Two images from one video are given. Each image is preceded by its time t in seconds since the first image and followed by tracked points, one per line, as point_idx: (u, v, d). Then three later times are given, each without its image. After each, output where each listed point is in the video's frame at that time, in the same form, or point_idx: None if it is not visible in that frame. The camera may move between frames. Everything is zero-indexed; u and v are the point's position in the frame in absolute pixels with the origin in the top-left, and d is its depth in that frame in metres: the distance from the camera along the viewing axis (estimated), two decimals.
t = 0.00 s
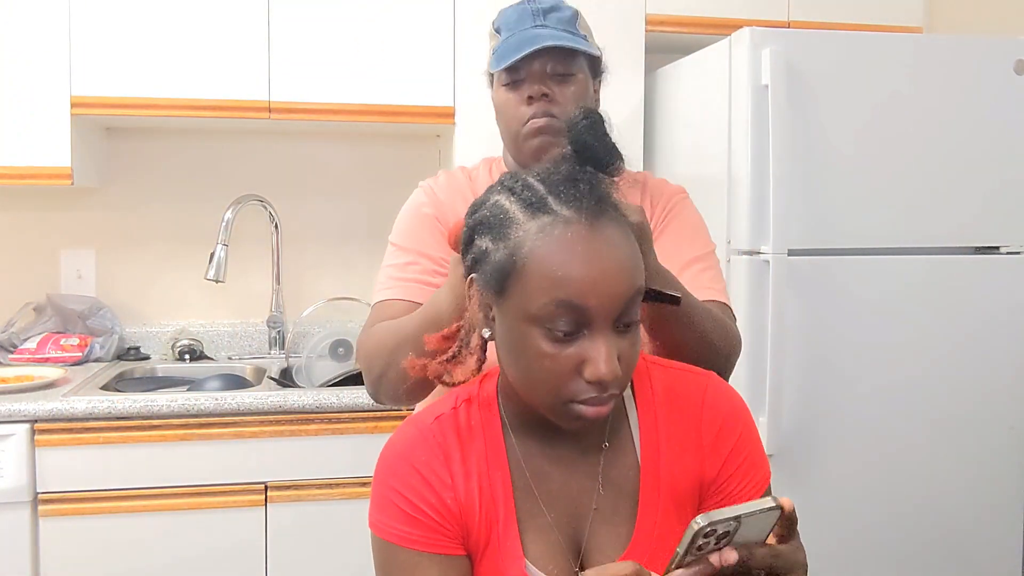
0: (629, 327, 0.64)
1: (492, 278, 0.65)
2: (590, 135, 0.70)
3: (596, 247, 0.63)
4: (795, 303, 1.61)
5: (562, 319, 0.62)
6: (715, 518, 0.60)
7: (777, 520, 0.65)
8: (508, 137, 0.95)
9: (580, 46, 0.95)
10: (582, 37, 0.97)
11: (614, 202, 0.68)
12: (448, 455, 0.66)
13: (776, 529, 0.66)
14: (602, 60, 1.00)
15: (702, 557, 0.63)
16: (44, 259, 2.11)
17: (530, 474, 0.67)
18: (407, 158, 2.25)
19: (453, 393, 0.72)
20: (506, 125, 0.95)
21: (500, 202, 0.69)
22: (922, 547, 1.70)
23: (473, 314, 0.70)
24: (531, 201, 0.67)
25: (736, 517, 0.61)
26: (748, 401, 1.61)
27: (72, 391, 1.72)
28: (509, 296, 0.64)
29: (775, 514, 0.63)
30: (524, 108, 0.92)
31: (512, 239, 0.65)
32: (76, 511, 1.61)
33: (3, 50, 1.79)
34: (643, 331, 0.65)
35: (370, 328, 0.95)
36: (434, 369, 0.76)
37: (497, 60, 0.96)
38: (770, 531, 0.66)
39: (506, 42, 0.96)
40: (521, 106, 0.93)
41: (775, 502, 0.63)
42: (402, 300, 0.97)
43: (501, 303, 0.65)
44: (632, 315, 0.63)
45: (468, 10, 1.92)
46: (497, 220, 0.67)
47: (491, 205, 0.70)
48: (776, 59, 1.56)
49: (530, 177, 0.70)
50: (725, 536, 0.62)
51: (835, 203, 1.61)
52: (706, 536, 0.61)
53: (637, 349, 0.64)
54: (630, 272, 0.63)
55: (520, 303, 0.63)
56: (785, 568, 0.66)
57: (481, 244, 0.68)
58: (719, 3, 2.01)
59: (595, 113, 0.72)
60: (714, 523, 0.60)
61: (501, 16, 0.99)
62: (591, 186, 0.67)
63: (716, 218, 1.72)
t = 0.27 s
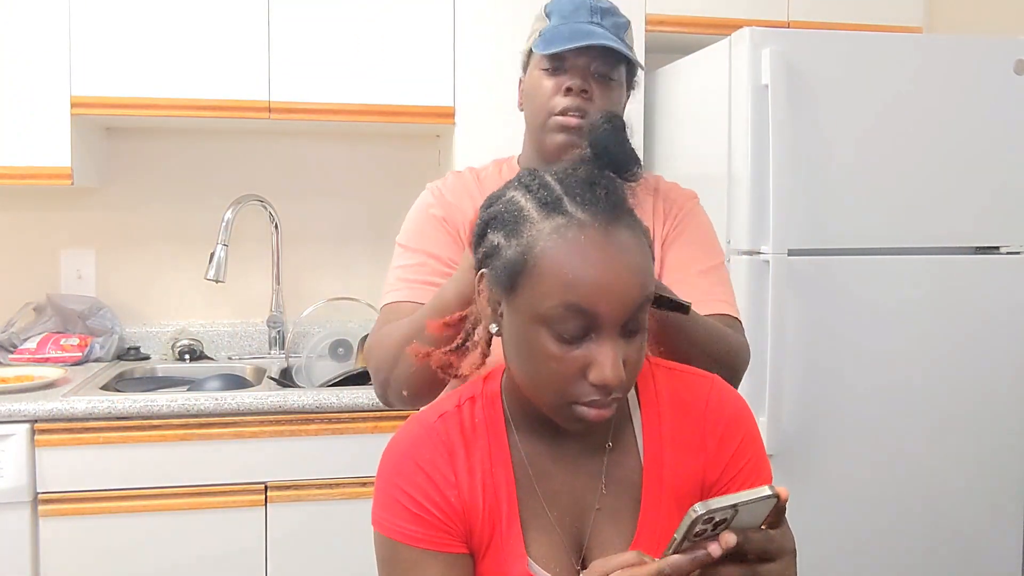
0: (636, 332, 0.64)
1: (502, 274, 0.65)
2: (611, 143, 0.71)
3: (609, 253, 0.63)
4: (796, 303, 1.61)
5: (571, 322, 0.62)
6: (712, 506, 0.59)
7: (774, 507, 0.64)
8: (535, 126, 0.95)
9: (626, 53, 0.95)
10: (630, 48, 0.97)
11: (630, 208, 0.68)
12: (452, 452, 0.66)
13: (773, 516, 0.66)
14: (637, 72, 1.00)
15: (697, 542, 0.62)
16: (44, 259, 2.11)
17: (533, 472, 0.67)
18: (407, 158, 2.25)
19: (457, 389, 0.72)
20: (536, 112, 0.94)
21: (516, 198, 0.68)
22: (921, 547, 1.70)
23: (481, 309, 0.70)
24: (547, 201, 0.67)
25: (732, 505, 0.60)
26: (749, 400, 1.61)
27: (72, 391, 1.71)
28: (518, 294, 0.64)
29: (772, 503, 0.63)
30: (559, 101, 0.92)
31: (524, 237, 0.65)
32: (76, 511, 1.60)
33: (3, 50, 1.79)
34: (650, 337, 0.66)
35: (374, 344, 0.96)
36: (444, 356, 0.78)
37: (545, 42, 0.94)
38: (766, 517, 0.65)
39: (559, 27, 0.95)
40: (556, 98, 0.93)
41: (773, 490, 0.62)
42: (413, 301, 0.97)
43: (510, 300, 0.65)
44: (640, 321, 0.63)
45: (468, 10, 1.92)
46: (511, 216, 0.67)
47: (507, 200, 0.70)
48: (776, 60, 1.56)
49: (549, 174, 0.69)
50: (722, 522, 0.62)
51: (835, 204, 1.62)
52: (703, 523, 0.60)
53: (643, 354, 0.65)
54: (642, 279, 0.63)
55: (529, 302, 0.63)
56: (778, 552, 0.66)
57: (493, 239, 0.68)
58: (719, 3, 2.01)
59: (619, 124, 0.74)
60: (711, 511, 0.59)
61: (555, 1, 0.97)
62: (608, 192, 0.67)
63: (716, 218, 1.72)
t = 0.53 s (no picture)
0: (627, 337, 0.64)
1: (492, 281, 0.65)
2: (598, 145, 0.69)
3: (597, 260, 0.63)
4: (796, 303, 1.61)
5: (560, 329, 0.62)
6: (708, 500, 0.59)
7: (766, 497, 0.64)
8: (490, 139, 0.95)
9: (549, 41, 0.96)
10: (553, 32, 0.97)
11: (618, 213, 0.67)
12: (450, 452, 0.66)
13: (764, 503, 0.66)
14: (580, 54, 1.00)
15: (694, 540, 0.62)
16: (44, 259, 2.11)
17: (530, 472, 0.67)
18: (407, 158, 2.25)
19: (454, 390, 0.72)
20: (485, 126, 0.95)
21: (503, 204, 0.68)
22: (922, 547, 1.70)
23: (475, 312, 0.70)
24: (534, 207, 0.66)
25: (729, 498, 0.60)
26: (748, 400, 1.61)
27: (72, 391, 1.72)
28: (508, 302, 0.64)
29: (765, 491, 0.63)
30: (502, 106, 0.93)
31: (512, 244, 0.65)
32: (76, 511, 1.60)
33: (4, 51, 1.79)
34: (641, 340, 0.66)
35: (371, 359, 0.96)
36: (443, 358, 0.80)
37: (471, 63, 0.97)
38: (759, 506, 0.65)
39: (478, 45, 0.97)
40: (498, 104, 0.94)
41: (764, 480, 0.62)
42: (402, 319, 0.97)
43: (500, 307, 0.65)
44: (630, 326, 0.63)
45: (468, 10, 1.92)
46: (499, 223, 0.67)
47: (495, 206, 0.69)
48: (776, 60, 1.56)
49: (535, 179, 0.68)
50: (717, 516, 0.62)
51: (835, 204, 1.62)
52: (699, 518, 0.60)
53: (634, 358, 0.65)
54: (630, 285, 0.63)
55: (518, 309, 0.63)
56: (775, 543, 0.66)
57: (483, 246, 0.67)
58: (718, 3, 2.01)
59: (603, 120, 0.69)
60: (708, 505, 0.59)
61: (471, 23, 1.00)
62: (595, 196, 0.66)
63: (716, 218, 1.72)
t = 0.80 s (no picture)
0: (632, 326, 0.64)
1: (500, 276, 0.65)
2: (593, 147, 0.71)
3: (603, 247, 0.63)
4: (795, 303, 1.61)
5: (568, 319, 0.62)
6: (710, 503, 0.59)
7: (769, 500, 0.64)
8: (533, 127, 0.95)
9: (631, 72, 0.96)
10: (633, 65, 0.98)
11: (619, 202, 0.68)
12: (450, 451, 0.66)
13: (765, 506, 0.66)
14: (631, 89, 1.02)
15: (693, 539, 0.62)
16: (44, 259, 2.11)
17: (531, 471, 0.67)
18: (407, 158, 2.25)
19: (453, 391, 0.72)
20: (534, 115, 0.95)
21: (505, 200, 0.68)
22: (922, 547, 1.70)
23: (478, 309, 0.70)
24: (537, 200, 0.67)
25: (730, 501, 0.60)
26: (748, 400, 1.61)
27: (72, 391, 1.72)
28: (515, 295, 0.64)
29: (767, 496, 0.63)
30: (563, 111, 0.93)
31: (519, 237, 0.65)
32: (76, 511, 1.60)
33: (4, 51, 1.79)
34: (646, 329, 0.66)
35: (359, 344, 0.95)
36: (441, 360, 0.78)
37: (556, 49, 0.94)
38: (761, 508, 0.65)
39: (570, 36, 0.94)
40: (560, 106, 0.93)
41: (766, 485, 0.62)
42: (394, 306, 0.97)
43: (506, 301, 0.65)
44: (636, 315, 0.64)
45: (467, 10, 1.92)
46: (502, 218, 0.67)
47: (497, 203, 0.69)
48: (776, 60, 1.56)
49: (535, 176, 0.69)
50: (718, 518, 0.62)
51: (835, 204, 1.62)
52: (700, 519, 0.60)
53: (640, 347, 0.65)
54: (636, 272, 0.63)
55: (526, 302, 0.63)
56: (774, 545, 0.66)
57: (487, 242, 0.67)
58: (718, 3, 2.01)
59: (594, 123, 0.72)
60: (709, 508, 0.59)
61: (570, 6, 0.97)
62: (597, 186, 0.67)
63: (716, 218, 1.72)
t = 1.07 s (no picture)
0: (632, 328, 0.64)
1: (500, 275, 0.65)
2: (600, 139, 0.70)
3: (602, 248, 0.63)
4: (796, 303, 1.61)
5: (567, 319, 0.62)
6: (719, 503, 0.59)
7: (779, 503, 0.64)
8: (507, 143, 0.96)
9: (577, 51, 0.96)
10: (581, 42, 0.97)
11: (621, 204, 0.68)
12: (452, 450, 0.66)
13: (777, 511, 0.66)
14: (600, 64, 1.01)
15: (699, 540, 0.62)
16: (44, 259, 2.11)
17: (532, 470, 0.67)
18: (407, 157, 2.25)
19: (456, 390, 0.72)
20: (505, 132, 0.96)
21: (507, 199, 0.69)
22: (922, 547, 1.70)
23: (482, 308, 0.71)
24: (539, 200, 0.67)
25: (740, 503, 0.60)
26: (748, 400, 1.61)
27: (72, 391, 1.72)
28: (515, 294, 0.64)
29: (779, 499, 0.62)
30: (522, 117, 0.94)
31: (519, 236, 0.65)
32: (76, 511, 1.60)
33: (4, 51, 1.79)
34: (647, 332, 0.66)
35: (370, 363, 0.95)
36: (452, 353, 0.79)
37: (497, 68, 0.96)
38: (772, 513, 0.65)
39: (506, 49, 0.96)
40: (517, 114, 0.94)
41: (780, 487, 0.62)
42: (404, 316, 0.97)
43: (507, 300, 0.65)
44: (636, 316, 0.63)
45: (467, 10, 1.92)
46: (503, 217, 0.67)
47: (500, 202, 0.70)
48: (776, 59, 1.57)
49: (538, 174, 0.69)
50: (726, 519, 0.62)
51: (835, 204, 1.62)
52: (708, 520, 0.60)
53: (641, 349, 0.64)
54: (635, 274, 0.63)
55: (526, 301, 0.63)
56: (782, 549, 0.66)
57: (489, 241, 0.68)
58: (718, 2, 2.01)
59: (605, 113, 0.72)
60: (718, 508, 0.59)
61: (500, 19, 1.00)
62: (599, 188, 0.67)
63: (716, 218, 1.72)
